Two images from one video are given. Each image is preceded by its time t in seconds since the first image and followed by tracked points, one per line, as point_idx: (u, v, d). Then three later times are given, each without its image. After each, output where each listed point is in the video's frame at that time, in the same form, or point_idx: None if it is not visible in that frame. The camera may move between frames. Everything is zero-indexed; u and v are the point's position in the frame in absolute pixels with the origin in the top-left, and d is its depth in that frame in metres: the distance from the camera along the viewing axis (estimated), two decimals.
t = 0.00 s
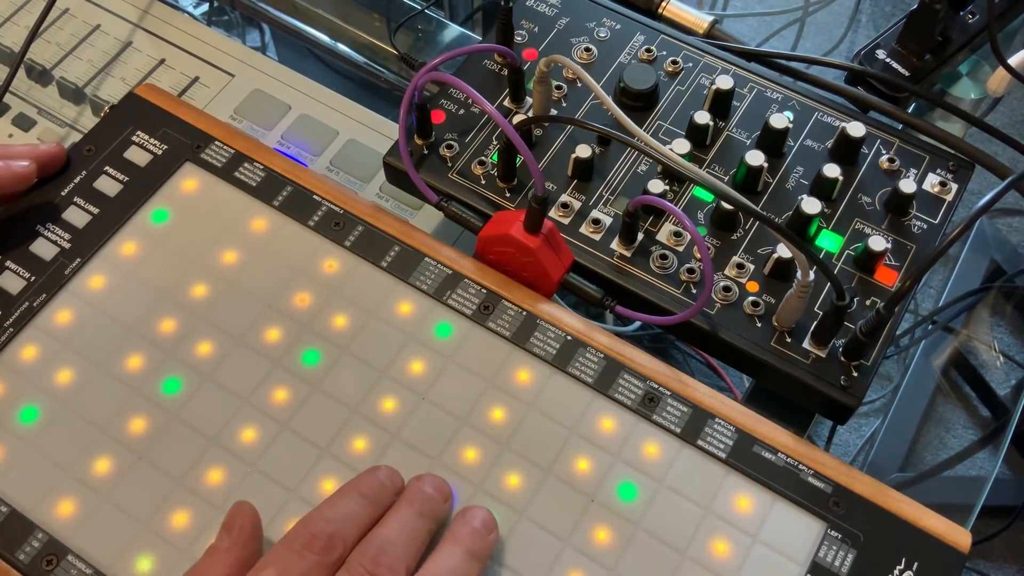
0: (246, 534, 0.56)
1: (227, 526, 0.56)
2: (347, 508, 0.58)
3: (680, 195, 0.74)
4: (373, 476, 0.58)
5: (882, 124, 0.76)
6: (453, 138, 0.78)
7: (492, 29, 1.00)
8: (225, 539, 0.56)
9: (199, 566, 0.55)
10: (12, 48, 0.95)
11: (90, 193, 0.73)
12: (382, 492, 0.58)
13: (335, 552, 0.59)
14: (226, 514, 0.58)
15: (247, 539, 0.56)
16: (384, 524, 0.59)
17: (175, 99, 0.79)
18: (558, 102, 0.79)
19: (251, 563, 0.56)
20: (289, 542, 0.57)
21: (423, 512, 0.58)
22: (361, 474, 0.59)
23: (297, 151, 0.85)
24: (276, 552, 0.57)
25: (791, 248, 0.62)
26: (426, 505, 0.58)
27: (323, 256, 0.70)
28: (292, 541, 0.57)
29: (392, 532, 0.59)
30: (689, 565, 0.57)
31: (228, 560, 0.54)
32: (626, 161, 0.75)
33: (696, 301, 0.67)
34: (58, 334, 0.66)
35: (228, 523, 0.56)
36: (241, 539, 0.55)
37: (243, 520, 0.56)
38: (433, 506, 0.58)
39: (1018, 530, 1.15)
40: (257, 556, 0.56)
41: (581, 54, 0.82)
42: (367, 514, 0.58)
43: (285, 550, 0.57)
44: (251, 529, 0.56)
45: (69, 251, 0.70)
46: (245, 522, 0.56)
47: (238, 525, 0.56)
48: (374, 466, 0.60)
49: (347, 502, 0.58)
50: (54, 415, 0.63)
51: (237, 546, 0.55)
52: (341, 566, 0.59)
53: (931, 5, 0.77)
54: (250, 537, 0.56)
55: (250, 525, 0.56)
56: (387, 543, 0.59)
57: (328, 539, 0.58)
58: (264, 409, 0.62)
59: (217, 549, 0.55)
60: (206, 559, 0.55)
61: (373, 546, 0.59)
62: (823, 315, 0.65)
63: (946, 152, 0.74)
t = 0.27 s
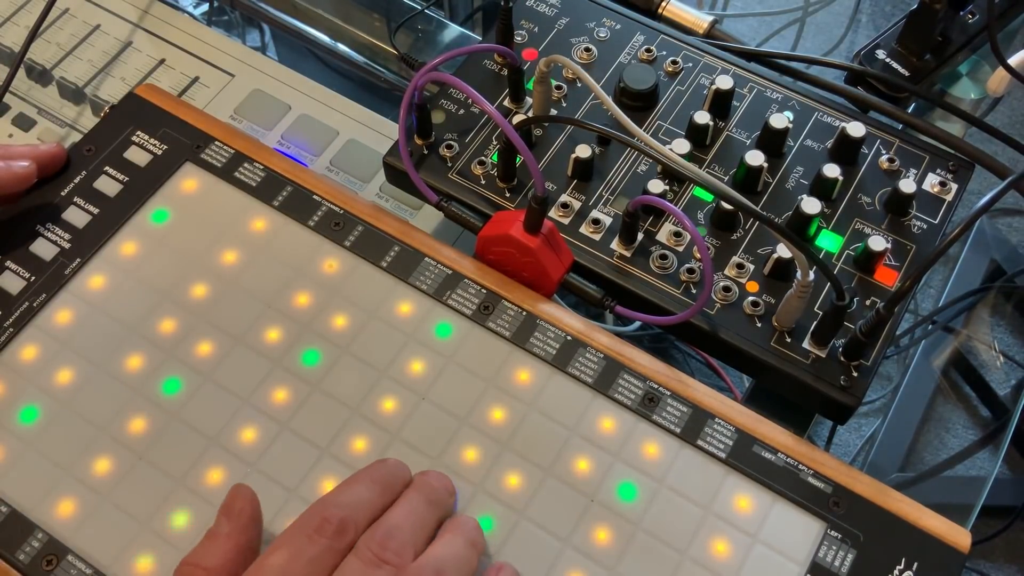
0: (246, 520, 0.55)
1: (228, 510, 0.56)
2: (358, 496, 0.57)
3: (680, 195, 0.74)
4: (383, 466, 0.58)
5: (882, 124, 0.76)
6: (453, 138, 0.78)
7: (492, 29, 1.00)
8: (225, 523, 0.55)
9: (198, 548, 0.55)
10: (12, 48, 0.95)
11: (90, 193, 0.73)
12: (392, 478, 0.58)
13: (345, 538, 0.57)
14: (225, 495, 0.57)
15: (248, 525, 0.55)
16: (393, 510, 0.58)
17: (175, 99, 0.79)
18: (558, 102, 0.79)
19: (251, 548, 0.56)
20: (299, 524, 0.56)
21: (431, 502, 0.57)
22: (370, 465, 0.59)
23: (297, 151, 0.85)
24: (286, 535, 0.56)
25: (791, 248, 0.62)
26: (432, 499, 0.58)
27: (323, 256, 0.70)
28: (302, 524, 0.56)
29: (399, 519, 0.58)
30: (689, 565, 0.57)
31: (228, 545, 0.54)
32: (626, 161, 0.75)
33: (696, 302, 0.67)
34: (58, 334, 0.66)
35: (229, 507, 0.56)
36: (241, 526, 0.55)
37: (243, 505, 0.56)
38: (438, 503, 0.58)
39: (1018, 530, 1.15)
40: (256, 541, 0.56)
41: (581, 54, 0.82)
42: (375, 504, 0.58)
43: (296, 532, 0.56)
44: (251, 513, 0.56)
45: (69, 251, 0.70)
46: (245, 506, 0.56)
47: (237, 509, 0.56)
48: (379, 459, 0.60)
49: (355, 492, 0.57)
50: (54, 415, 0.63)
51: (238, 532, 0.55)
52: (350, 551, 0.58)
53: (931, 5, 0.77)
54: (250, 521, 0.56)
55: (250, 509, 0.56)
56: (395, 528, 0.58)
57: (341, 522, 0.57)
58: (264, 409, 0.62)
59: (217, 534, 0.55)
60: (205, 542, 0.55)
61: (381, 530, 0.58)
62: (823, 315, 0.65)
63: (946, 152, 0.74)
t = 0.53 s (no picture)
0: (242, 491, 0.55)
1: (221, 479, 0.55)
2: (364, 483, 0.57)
3: (680, 195, 0.74)
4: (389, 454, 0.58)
5: (882, 124, 0.76)
6: (453, 138, 0.78)
7: (492, 29, 1.00)
8: (218, 490, 0.55)
9: (194, 516, 0.55)
10: (12, 48, 0.96)
11: (90, 193, 0.73)
12: (399, 467, 0.58)
13: (356, 510, 0.57)
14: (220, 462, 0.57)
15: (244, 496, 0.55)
16: (399, 492, 0.57)
17: (175, 99, 0.79)
18: (558, 102, 0.79)
19: (247, 513, 0.56)
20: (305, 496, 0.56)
21: (435, 493, 0.57)
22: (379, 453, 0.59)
23: (297, 151, 0.85)
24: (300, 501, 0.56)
25: (791, 248, 0.62)
26: (437, 490, 0.57)
27: (323, 256, 0.70)
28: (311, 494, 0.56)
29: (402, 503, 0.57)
30: (689, 565, 0.57)
31: (223, 512, 0.54)
32: (626, 161, 0.75)
33: (696, 302, 0.67)
34: (58, 334, 0.66)
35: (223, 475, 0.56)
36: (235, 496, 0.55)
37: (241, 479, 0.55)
38: (442, 495, 0.57)
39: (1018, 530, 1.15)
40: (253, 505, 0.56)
41: (581, 54, 0.82)
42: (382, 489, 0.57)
43: (307, 499, 0.56)
44: (245, 480, 0.55)
45: (69, 251, 0.70)
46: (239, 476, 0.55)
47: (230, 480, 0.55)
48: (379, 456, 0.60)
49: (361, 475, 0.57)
50: (54, 414, 0.63)
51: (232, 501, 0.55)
52: (359, 524, 0.57)
53: (931, 5, 0.77)
54: (244, 488, 0.55)
55: (245, 477, 0.55)
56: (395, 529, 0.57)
57: (351, 495, 0.56)
58: (264, 409, 0.62)
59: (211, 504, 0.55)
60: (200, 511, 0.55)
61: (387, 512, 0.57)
62: (823, 315, 0.65)
63: (946, 153, 0.74)
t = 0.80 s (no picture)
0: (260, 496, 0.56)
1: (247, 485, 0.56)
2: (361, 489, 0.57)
3: (680, 195, 0.74)
4: (384, 460, 0.58)
5: (882, 124, 0.76)
6: (453, 138, 0.78)
7: (492, 29, 1.00)
8: (243, 495, 0.56)
9: (217, 520, 0.56)
10: (12, 48, 0.96)
11: (90, 193, 0.73)
12: (395, 472, 0.58)
13: (351, 518, 0.56)
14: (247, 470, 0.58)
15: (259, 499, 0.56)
16: (394, 498, 0.57)
17: (175, 99, 0.79)
18: (558, 102, 0.79)
19: (269, 521, 0.56)
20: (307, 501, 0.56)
21: (431, 495, 0.57)
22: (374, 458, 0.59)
23: (297, 151, 0.85)
24: (297, 508, 0.56)
25: (791, 248, 0.62)
26: (434, 493, 0.57)
27: (323, 256, 0.70)
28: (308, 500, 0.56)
29: (399, 509, 0.56)
30: (689, 565, 0.57)
31: (245, 517, 0.55)
32: (626, 161, 0.75)
33: (696, 301, 0.67)
34: (58, 334, 0.66)
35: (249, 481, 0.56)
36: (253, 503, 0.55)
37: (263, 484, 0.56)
38: (438, 497, 0.57)
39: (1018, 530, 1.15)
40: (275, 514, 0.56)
41: (581, 54, 0.82)
42: (377, 495, 0.57)
43: (305, 506, 0.56)
44: (269, 487, 0.56)
45: (69, 251, 0.70)
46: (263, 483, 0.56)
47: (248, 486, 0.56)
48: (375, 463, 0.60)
49: (356, 482, 0.57)
50: (54, 414, 0.63)
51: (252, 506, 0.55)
52: (356, 532, 0.57)
53: (931, 5, 0.77)
54: (268, 495, 0.56)
55: (269, 484, 0.56)
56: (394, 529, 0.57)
57: (346, 503, 0.56)
58: (264, 409, 0.62)
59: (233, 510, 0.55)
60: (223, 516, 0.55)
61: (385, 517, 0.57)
62: (823, 315, 0.65)
63: (946, 153, 0.74)
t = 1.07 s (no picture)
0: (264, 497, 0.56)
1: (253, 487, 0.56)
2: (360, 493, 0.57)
3: (680, 194, 0.74)
4: (384, 461, 0.58)
5: (882, 124, 0.76)
6: (453, 138, 0.78)
7: (492, 29, 1.00)
8: (249, 497, 0.56)
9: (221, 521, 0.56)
10: (12, 48, 0.96)
11: (90, 193, 0.73)
12: (394, 473, 0.58)
13: (352, 522, 0.57)
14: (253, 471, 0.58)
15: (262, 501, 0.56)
16: (395, 501, 0.57)
17: (176, 99, 0.79)
18: (558, 102, 0.79)
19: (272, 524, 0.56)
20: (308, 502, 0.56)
21: (430, 496, 0.57)
22: (374, 458, 0.59)
23: (297, 151, 0.85)
24: (298, 512, 0.56)
25: (791, 248, 0.62)
26: (434, 493, 0.57)
27: (323, 256, 0.70)
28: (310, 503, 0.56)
29: (400, 513, 0.56)
30: (689, 565, 0.57)
31: (250, 519, 0.55)
32: (626, 161, 0.75)
33: (696, 301, 0.67)
34: (58, 334, 0.66)
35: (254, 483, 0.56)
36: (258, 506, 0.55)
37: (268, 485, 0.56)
38: (438, 498, 0.57)
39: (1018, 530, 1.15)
40: (280, 517, 0.56)
41: (581, 54, 0.82)
42: (377, 498, 0.57)
43: (306, 509, 0.56)
44: (275, 490, 0.56)
45: (69, 251, 0.70)
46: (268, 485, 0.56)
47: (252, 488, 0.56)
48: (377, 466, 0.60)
49: (356, 484, 0.57)
50: (54, 414, 0.63)
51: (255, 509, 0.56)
52: (358, 536, 0.57)
53: (931, 5, 0.77)
54: (273, 498, 0.56)
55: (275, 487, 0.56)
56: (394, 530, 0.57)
57: (347, 507, 0.56)
58: (264, 409, 0.62)
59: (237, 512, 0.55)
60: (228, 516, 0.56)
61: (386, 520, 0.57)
62: (823, 315, 0.65)
63: (946, 152, 0.74)
